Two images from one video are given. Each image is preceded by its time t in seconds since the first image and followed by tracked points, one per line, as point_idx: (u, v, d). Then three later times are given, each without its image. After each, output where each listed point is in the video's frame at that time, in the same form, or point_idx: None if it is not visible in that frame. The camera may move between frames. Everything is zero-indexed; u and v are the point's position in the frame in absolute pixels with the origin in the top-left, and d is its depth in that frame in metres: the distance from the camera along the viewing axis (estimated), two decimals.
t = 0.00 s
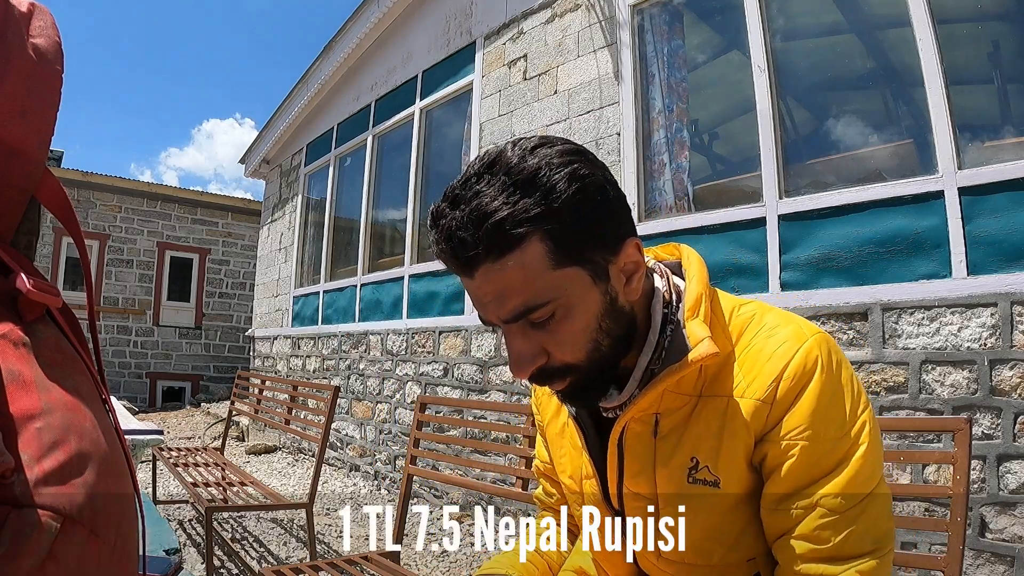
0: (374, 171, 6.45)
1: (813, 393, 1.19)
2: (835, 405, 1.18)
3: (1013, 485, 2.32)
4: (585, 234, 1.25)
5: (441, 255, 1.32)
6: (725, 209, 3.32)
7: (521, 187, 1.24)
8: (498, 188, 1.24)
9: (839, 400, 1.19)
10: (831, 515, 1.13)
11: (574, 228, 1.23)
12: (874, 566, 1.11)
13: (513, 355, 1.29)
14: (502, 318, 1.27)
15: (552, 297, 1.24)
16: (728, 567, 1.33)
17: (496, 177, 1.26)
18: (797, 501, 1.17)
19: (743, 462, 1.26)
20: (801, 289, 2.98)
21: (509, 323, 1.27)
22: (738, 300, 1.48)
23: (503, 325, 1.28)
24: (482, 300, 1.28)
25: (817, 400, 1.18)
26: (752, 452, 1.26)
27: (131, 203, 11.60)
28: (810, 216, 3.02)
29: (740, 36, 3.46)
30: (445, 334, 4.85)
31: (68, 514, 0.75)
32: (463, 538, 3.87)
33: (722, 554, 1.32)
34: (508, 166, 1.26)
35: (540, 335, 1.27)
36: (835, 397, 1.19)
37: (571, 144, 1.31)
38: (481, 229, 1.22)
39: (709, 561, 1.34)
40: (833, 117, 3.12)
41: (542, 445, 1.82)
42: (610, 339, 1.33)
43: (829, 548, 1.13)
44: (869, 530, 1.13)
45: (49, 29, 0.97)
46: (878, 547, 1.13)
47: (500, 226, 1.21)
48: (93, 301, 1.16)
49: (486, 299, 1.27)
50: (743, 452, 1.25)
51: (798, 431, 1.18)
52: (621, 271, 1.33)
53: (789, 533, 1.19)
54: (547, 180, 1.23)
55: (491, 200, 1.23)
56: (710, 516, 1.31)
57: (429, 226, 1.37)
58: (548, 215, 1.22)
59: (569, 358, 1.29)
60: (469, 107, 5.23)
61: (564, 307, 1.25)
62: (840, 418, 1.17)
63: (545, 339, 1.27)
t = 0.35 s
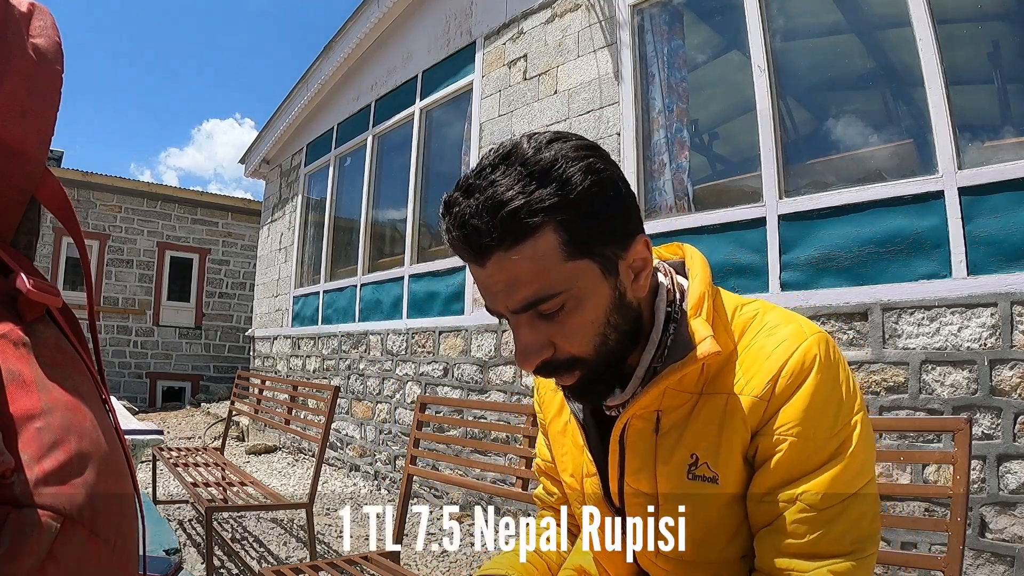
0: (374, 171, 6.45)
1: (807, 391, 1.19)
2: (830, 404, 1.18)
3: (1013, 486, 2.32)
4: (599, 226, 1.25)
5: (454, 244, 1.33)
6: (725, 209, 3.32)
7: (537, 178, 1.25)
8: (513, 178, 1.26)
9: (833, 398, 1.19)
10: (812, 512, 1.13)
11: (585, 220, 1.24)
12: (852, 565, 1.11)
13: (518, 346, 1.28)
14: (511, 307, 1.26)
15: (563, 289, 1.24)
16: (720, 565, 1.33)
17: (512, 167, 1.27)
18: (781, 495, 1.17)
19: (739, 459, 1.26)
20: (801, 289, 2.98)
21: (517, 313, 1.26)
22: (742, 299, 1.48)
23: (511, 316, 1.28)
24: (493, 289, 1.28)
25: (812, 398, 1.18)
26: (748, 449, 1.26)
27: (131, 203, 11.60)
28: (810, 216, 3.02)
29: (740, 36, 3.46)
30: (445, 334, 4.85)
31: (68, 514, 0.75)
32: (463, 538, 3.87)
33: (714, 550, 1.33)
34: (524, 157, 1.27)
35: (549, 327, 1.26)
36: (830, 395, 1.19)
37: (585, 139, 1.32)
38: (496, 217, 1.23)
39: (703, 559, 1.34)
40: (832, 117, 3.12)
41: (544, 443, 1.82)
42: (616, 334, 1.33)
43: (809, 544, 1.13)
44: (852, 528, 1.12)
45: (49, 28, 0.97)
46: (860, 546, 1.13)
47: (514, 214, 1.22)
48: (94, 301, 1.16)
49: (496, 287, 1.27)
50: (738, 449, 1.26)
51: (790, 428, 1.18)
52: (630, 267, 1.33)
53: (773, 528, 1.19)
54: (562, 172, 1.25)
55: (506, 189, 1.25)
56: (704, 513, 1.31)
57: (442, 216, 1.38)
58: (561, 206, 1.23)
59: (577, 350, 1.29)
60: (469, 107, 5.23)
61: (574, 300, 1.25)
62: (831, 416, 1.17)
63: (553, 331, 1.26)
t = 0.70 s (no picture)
0: (374, 171, 6.45)
1: (810, 393, 1.19)
2: (832, 406, 1.18)
3: (1014, 486, 2.32)
4: (603, 222, 1.26)
5: (458, 236, 1.34)
6: (725, 209, 3.32)
7: (541, 173, 1.26)
8: (518, 172, 1.26)
9: (836, 401, 1.19)
10: (813, 513, 1.13)
11: (588, 216, 1.24)
12: (852, 567, 1.11)
13: (519, 340, 1.29)
14: (512, 300, 1.27)
15: (563, 284, 1.24)
16: (721, 565, 1.33)
17: (518, 161, 1.28)
18: (782, 496, 1.17)
19: (741, 460, 1.26)
20: (801, 289, 2.98)
21: (519, 307, 1.27)
22: (746, 300, 1.49)
23: (513, 309, 1.29)
24: (494, 281, 1.28)
25: (815, 400, 1.18)
26: (750, 450, 1.26)
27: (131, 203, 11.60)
28: (810, 216, 3.02)
29: (740, 36, 3.46)
30: (445, 334, 4.85)
31: (68, 514, 0.75)
32: (463, 538, 3.87)
33: (716, 551, 1.33)
34: (531, 151, 1.28)
35: (550, 322, 1.27)
36: (833, 398, 1.19)
37: (592, 136, 1.32)
38: (499, 210, 1.24)
39: (704, 559, 1.34)
40: (832, 117, 3.12)
41: (546, 441, 1.81)
42: (618, 330, 1.33)
43: (809, 546, 1.13)
44: (852, 530, 1.12)
45: (49, 29, 0.97)
46: (860, 549, 1.13)
47: (518, 207, 1.23)
48: (94, 301, 1.16)
49: (499, 281, 1.27)
50: (740, 449, 1.26)
51: (793, 430, 1.18)
52: (633, 264, 1.33)
53: (774, 529, 1.19)
54: (567, 167, 1.25)
55: (511, 182, 1.25)
56: (706, 513, 1.31)
57: (448, 208, 1.40)
58: (565, 200, 1.23)
59: (578, 346, 1.29)
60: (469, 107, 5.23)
61: (575, 294, 1.25)
62: (833, 419, 1.17)
63: (554, 326, 1.27)
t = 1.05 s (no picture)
0: (374, 171, 6.45)
1: (815, 394, 1.19)
2: (836, 408, 1.18)
3: (1013, 485, 2.32)
4: (615, 217, 1.26)
5: (469, 232, 1.33)
6: (726, 209, 3.32)
7: (553, 167, 1.26)
8: (530, 166, 1.27)
9: (840, 402, 1.19)
10: (815, 515, 1.13)
11: (600, 212, 1.24)
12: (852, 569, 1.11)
13: (529, 337, 1.29)
14: (523, 297, 1.26)
15: (575, 280, 1.24)
16: (722, 565, 1.33)
17: (529, 156, 1.28)
18: (785, 496, 1.17)
19: (744, 460, 1.26)
20: (801, 289, 2.98)
21: (529, 305, 1.27)
22: (752, 301, 1.48)
23: (523, 306, 1.28)
24: (504, 278, 1.28)
25: (820, 401, 1.18)
26: (753, 450, 1.26)
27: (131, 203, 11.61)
28: (810, 216, 3.02)
29: (740, 36, 3.46)
30: (445, 334, 4.85)
31: (68, 514, 0.75)
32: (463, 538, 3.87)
33: (717, 551, 1.33)
34: (542, 146, 1.28)
35: (561, 319, 1.27)
36: (837, 399, 1.19)
37: (601, 132, 1.33)
38: (512, 204, 1.23)
39: (705, 559, 1.34)
40: (832, 117, 3.12)
41: (547, 439, 1.81)
42: (628, 327, 1.32)
43: (810, 547, 1.13)
44: (853, 532, 1.12)
45: (49, 29, 0.97)
46: (861, 550, 1.13)
47: (531, 201, 1.22)
48: (93, 301, 1.16)
49: (510, 277, 1.27)
50: (744, 450, 1.26)
51: (797, 430, 1.18)
52: (643, 262, 1.33)
53: (775, 529, 1.19)
54: (580, 161, 1.26)
55: (523, 176, 1.25)
56: (708, 513, 1.31)
57: (457, 205, 1.39)
58: (578, 193, 1.23)
59: (589, 343, 1.29)
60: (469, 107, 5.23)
61: (586, 291, 1.25)
62: (837, 420, 1.17)
63: (565, 322, 1.27)
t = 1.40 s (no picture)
0: (374, 171, 6.45)
1: (815, 392, 1.19)
2: (836, 406, 1.18)
3: (1013, 485, 2.32)
4: (616, 216, 1.26)
5: (470, 232, 1.33)
6: (726, 209, 3.32)
7: (554, 167, 1.26)
8: (531, 166, 1.26)
9: (839, 400, 1.19)
10: (817, 513, 1.13)
11: (601, 211, 1.24)
12: (854, 566, 1.11)
13: (530, 336, 1.29)
14: (524, 296, 1.26)
15: (577, 279, 1.24)
16: (723, 563, 1.33)
17: (529, 156, 1.28)
18: (787, 495, 1.17)
19: (744, 458, 1.26)
20: (801, 289, 2.98)
21: (531, 303, 1.26)
22: (751, 299, 1.48)
23: (524, 305, 1.28)
24: (506, 277, 1.28)
25: (820, 399, 1.18)
26: (754, 449, 1.26)
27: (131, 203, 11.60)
28: (810, 216, 3.02)
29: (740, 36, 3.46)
30: (445, 333, 4.85)
31: (68, 514, 0.75)
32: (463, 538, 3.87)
33: (718, 549, 1.33)
34: (543, 146, 1.28)
35: (563, 318, 1.27)
36: (837, 397, 1.19)
37: (602, 131, 1.33)
38: (513, 204, 1.23)
39: (706, 558, 1.34)
40: (832, 117, 3.13)
41: (546, 439, 1.80)
42: (628, 326, 1.32)
43: (813, 545, 1.13)
44: (854, 529, 1.12)
45: (48, 28, 0.97)
46: (862, 548, 1.13)
47: (532, 201, 1.22)
48: (94, 301, 1.16)
49: (511, 275, 1.26)
50: (745, 447, 1.26)
51: (797, 428, 1.18)
52: (643, 260, 1.33)
53: (777, 528, 1.19)
54: (581, 161, 1.25)
55: (524, 176, 1.25)
56: (709, 511, 1.31)
57: (457, 205, 1.39)
58: (579, 193, 1.23)
59: (590, 342, 1.29)
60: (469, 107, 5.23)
61: (587, 289, 1.25)
62: (838, 418, 1.17)
63: (566, 321, 1.27)
